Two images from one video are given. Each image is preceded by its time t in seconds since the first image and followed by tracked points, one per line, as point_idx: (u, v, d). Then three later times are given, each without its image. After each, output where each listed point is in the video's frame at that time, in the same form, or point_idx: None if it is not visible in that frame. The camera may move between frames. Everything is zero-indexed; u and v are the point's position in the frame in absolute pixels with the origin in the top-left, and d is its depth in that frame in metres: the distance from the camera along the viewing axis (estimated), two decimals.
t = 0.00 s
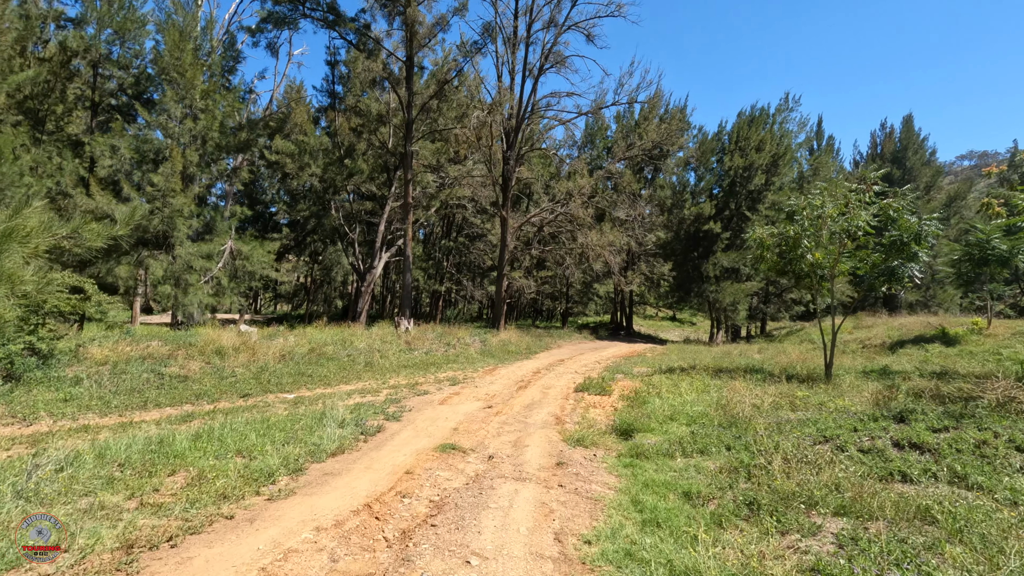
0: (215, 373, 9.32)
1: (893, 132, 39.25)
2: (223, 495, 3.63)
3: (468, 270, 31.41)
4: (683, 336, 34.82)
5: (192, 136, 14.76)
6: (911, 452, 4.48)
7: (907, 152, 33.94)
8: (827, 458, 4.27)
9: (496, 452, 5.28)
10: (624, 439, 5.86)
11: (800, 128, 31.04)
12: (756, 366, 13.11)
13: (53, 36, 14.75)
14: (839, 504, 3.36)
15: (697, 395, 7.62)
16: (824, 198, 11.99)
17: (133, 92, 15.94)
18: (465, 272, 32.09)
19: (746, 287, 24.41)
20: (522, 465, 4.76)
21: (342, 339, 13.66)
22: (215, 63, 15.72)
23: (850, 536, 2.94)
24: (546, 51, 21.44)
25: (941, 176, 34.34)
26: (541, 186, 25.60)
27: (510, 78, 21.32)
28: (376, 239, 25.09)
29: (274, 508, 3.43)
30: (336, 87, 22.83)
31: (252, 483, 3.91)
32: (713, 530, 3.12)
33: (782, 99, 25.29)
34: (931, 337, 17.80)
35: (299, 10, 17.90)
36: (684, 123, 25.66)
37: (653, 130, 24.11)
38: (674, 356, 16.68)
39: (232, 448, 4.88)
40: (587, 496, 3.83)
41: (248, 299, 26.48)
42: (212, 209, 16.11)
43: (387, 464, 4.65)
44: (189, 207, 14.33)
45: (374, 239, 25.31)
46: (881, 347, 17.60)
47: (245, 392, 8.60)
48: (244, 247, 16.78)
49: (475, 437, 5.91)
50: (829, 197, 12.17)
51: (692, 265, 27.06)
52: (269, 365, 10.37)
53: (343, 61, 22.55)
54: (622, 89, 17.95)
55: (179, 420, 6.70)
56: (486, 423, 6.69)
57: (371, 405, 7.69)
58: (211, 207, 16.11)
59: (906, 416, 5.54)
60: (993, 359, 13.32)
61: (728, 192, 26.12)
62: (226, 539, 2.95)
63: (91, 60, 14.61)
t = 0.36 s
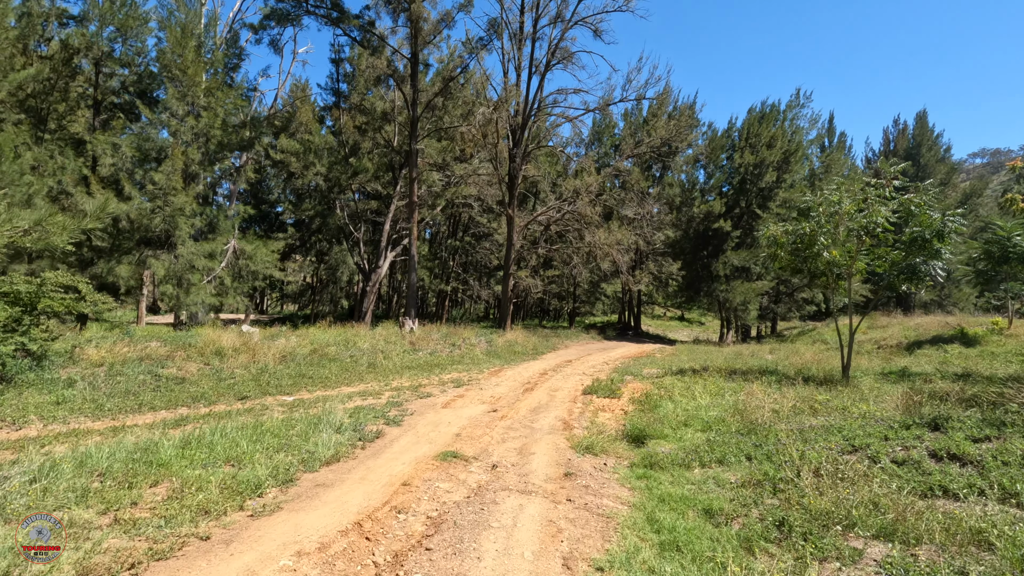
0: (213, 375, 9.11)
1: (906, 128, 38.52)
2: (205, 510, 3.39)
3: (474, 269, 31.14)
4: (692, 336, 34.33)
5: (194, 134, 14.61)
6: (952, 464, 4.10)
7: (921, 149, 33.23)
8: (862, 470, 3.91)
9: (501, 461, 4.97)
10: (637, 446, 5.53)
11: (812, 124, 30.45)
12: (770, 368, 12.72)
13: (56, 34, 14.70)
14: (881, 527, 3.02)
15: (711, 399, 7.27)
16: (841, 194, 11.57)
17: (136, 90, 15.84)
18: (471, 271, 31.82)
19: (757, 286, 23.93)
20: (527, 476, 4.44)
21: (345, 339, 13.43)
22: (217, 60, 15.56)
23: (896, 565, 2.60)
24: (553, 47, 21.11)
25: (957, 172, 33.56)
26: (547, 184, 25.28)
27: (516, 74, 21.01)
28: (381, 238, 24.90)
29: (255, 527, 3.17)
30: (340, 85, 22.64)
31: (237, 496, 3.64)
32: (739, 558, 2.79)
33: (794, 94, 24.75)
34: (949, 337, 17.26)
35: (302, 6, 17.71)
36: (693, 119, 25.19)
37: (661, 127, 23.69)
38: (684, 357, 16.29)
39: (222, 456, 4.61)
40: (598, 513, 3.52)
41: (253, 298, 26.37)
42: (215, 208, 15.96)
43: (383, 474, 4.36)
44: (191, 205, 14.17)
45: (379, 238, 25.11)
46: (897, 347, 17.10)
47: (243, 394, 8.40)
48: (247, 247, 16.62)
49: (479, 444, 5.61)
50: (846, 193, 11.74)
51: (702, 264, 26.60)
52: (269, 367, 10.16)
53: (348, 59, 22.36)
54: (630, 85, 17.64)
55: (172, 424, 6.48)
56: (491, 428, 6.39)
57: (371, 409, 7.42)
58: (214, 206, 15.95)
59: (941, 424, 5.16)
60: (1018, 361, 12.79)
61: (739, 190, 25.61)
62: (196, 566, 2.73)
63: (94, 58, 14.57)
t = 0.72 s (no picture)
0: (205, 377, 8.88)
1: (915, 125, 37.88)
2: (168, 527, 3.13)
3: (477, 269, 30.87)
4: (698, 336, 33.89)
5: (191, 131, 14.40)
6: (990, 476, 3.74)
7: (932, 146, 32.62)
8: (893, 481, 3.57)
9: (498, 469, 4.67)
10: (642, 453, 5.21)
11: (820, 121, 29.95)
12: (779, 368, 12.37)
13: (54, 32, 14.55)
14: (920, 550, 2.67)
15: (720, 402, 6.94)
16: (854, 188, 11.17)
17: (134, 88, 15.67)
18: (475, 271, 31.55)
19: (764, 285, 23.51)
20: (524, 486, 4.14)
21: (344, 340, 13.18)
22: (215, 57, 15.35)
23: None
24: (556, 42, 20.79)
25: (968, 169, 32.91)
26: (552, 182, 24.95)
27: (519, 71, 20.70)
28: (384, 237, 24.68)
29: (223, 547, 2.93)
30: (342, 83, 22.43)
31: (207, 510, 3.37)
32: None
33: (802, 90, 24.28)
34: (964, 337, 16.77)
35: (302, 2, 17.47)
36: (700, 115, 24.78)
37: (667, 124, 23.31)
38: (690, 357, 15.93)
39: (201, 462, 4.36)
40: (600, 530, 3.21)
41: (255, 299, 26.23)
42: (214, 207, 15.78)
43: (370, 484, 4.08)
44: (188, 203, 13.97)
45: (382, 237, 24.92)
46: (910, 348, 16.65)
47: (235, 396, 8.17)
48: (247, 246, 16.42)
49: (476, 449, 5.32)
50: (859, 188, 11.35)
51: (708, 263, 26.18)
52: (265, 367, 9.95)
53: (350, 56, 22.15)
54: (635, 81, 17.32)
55: (157, 429, 6.25)
56: (489, 432, 6.08)
57: (365, 412, 7.14)
58: (213, 205, 15.78)
59: (971, 431, 4.80)
60: None
61: (746, 187, 25.17)
62: None
63: (91, 55, 14.46)
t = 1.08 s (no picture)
0: (194, 380, 8.58)
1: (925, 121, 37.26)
2: (120, 556, 2.85)
3: (480, 268, 30.52)
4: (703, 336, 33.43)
5: (186, 128, 14.14)
6: None
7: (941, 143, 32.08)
8: (936, 499, 3.19)
9: (494, 481, 4.33)
10: (651, 464, 4.85)
11: (827, 117, 29.44)
12: (789, 370, 11.97)
13: (49, 28, 14.35)
14: None
15: (731, 407, 6.57)
16: (868, 183, 10.74)
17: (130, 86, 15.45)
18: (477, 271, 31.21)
19: (771, 284, 23.06)
20: (522, 503, 3.79)
21: (341, 341, 12.85)
22: (211, 53, 15.07)
23: None
24: (559, 38, 20.43)
25: (980, 166, 32.26)
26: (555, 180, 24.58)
27: (522, 67, 20.34)
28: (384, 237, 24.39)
29: None
30: (342, 80, 22.15)
31: (168, 533, 3.07)
32: None
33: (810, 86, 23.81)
34: (979, 338, 16.27)
35: None
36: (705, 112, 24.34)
37: (671, 121, 22.89)
38: (697, 358, 15.51)
39: (174, 474, 4.06)
40: (605, 559, 2.88)
41: (256, 299, 26.01)
42: (211, 205, 15.52)
43: (353, 500, 3.75)
44: (182, 201, 13.69)
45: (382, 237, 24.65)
46: (924, 348, 16.16)
47: (225, 399, 7.87)
48: (244, 245, 16.14)
49: (471, 459, 4.98)
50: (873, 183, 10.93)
51: (714, 262, 25.74)
52: (258, 370, 9.65)
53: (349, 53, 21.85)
54: (640, 78, 16.98)
55: (138, 436, 5.95)
56: (487, 440, 5.74)
57: (358, 417, 6.82)
58: (210, 203, 15.52)
59: (1011, 442, 4.41)
60: None
61: (752, 185, 24.70)
62: None
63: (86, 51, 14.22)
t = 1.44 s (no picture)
0: (183, 381, 8.32)
1: (932, 119, 36.75)
2: None
3: (481, 268, 30.22)
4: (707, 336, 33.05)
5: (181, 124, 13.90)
6: None
7: (949, 140, 31.58)
8: (976, 517, 2.89)
9: (490, 493, 4.03)
10: (657, 474, 4.55)
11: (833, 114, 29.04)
12: (798, 371, 11.64)
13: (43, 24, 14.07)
14: None
15: (742, 411, 6.25)
16: (880, 178, 10.39)
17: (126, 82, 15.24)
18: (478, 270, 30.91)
19: (777, 283, 22.70)
20: (518, 518, 3.50)
21: (338, 341, 12.57)
22: (206, 48, 14.82)
23: None
24: (561, 33, 20.12)
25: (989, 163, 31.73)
26: (557, 178, 24.25)
27: (523, 63, 20.03)
28: (384, 236, 24.15)
29: None
30: (341, 77, 21.91)
31: (126, 555, 2.81)
32: None
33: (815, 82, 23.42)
34: (992, 338, 15.86)
35: None
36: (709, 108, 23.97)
37: (675, 117, 22.55)
38: (702, 359, 15.19)
39: (145, 486, 3.83)
40: None
41: (255, 299, 25.81)
42: (207, 203, 15.27)
43: (335, 514, 3.48)
44: (176, 198, 13.44)
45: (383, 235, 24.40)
46: (934, 348, 15.76)
47: (214, 402, 7.61)
48: (241, 244, 15.90)
49: (466, 467, 4.69)
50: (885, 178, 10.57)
51: (718, 261, 25.36)
52: (251, 371, 9.40)
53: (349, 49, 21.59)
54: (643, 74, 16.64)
55: (119, 442, 5.70)
56: (484, 446, 5.44)
57: (350, 421, 6.54)
58: (206, 201, 15.28)
59: None
60: None
61: (757, 182, 24.31)
62: None
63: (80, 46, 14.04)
